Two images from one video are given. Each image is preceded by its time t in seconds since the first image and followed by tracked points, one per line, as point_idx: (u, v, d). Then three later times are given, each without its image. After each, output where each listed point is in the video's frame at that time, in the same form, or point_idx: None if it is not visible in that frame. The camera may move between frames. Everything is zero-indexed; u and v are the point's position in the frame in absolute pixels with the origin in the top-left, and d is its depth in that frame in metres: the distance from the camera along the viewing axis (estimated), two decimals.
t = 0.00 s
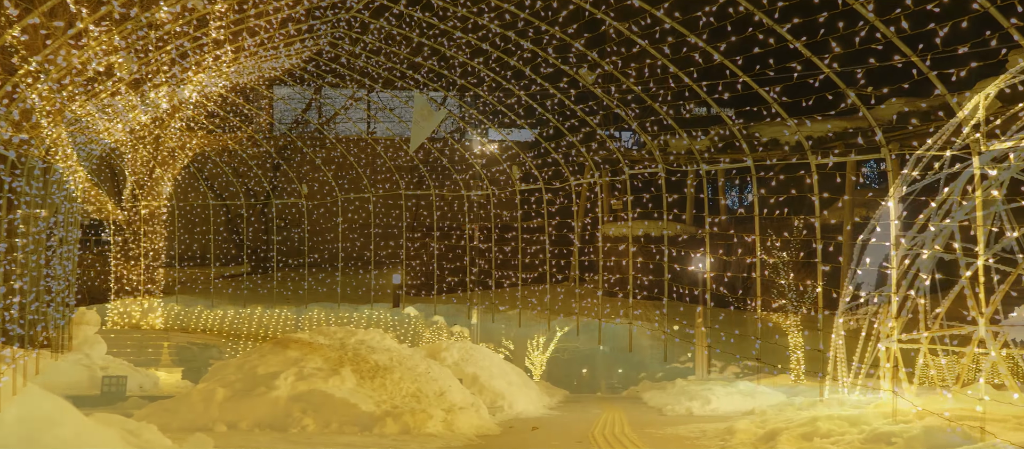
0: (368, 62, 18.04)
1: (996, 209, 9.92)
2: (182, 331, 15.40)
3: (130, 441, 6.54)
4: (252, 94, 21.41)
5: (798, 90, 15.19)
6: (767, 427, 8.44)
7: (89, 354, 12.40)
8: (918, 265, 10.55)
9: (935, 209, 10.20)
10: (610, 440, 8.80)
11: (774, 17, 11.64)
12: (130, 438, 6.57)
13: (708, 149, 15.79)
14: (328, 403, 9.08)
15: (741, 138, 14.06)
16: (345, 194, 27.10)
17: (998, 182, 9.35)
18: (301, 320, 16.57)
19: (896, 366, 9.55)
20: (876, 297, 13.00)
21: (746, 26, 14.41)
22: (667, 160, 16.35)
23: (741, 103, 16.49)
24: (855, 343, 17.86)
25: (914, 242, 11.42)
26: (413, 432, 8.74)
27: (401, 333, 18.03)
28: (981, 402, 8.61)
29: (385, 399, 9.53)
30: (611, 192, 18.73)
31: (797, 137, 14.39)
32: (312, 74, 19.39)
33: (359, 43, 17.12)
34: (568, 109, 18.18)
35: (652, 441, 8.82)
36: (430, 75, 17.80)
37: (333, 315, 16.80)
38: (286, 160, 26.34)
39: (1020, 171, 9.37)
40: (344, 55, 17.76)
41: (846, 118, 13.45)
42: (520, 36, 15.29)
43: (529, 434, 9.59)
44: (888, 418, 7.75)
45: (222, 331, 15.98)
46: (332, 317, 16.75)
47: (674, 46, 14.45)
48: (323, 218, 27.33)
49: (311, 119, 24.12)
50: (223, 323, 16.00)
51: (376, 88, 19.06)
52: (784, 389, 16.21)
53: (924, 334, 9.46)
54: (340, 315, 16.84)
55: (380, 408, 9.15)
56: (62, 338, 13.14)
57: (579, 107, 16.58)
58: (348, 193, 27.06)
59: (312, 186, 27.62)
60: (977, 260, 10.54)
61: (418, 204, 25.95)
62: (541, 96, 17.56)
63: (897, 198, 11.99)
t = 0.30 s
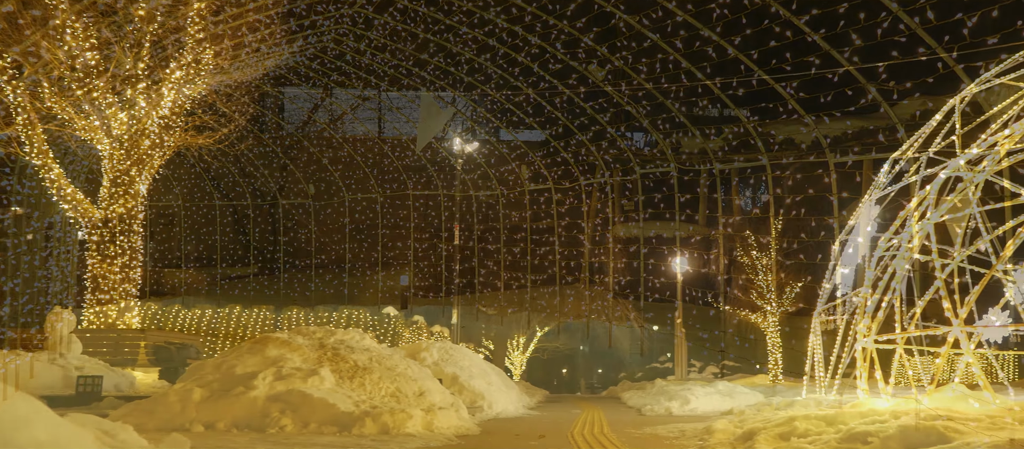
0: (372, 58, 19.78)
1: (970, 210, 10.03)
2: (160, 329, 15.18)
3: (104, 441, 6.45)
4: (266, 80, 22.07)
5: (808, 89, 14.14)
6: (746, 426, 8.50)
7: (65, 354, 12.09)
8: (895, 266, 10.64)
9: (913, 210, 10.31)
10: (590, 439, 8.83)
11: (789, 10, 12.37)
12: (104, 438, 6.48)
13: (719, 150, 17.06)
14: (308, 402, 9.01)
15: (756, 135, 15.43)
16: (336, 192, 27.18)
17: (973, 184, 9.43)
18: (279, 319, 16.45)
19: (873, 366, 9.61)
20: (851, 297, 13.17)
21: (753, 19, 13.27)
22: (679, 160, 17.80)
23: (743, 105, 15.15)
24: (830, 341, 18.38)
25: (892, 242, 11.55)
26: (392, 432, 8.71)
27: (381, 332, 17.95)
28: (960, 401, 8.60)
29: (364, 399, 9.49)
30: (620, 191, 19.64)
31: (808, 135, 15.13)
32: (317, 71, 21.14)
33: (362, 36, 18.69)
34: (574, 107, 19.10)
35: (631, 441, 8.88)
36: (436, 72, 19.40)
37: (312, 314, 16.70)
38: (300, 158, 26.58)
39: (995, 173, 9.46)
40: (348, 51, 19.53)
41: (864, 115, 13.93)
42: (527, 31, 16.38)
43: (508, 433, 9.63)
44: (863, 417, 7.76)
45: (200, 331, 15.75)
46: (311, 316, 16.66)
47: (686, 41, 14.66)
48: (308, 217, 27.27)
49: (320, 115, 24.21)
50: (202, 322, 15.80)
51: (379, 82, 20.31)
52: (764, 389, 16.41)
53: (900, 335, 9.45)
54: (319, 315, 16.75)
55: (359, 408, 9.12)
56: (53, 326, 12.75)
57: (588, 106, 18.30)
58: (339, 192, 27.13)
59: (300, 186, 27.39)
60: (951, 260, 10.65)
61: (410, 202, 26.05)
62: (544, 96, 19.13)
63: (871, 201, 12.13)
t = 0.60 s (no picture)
0: (380, 55, 21.87)
1: (946, 212, 10.12)
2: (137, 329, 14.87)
3: (78, 441, 6.34)
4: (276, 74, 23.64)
5: (824, 85, 17.76)
6: (724, 426, 8.56)
7: (39, 354, 11.88)
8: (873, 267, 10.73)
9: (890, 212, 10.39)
10: (569, 439, 8.86)
11: (806, 3, 15.61)
12: (79, 438, 6.39)
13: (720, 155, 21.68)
14: (284, 404, 8.93)
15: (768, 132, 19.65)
16: (321, 190, 27.24)
17: (949, 186, 9.51)
18: (257, 318, 16.32)
19: (848, 366, 9.70)
20: (828, 298, 13.31)
21: (767, 13, 16.52)
22: (692, 160, 22.22)
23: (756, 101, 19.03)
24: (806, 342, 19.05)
25: (869, 243, 11.66)
26: (371, 432, 8.69)
27: (360, 332, 17.89)
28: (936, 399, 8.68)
29: (343, 399, 9.46)
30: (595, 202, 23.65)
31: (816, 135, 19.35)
32: (321, 69, 23.10)
33: (368, 31, 20.79)
34: (583, 106, 21.80)
35: (611, 440, 8.92)
36: (441, 69, 21.67)
37: (291, 313, 16.60)
38: (294, 156, 26.86)
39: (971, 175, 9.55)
40: (353, 46, 21.64)
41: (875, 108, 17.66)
42: (534, 27, 19.14)
43: (487, 433, 9.65)
44: (833, 415, 7.88)
45: (178, 332, 15.47)
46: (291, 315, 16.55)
47: (698, 35, 17.75)
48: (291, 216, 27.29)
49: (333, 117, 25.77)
50: (179, 322, 15.52)
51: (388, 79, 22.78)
52: (742, 388, 16.61)
53: (876, 335, 9.54)
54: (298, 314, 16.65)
55: (338, 408, 9.08)
56: (27, 325, 12.32)
57: (598, 101, 21.25)
58: (324, 190, 27.19)
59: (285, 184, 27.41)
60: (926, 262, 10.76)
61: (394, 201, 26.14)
62: (555, 96, 21.84)
63: (849, 202, 12.23)
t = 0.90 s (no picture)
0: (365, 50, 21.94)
1: (921, 214, 10.25)
2: (113, 328, 14.57)
3: (52, 442, 6.26)
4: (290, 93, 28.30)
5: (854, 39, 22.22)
6: (703, 426, 8.62)
7: (11, 354, 11.70)
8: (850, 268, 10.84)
9: (867, 213, 10.51)
10: (549, 439, 8.87)
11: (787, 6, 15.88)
12: (53, 439, 6.31)
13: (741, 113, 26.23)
14: (263, 404, 8.85)
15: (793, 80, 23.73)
16: (302, 190, 27.14)
17: (924, 188, 9.62)
18: (235, 317, 16.18)
19: (825, 366, 9.79)
20: (806, 298, 13.44)
21: None
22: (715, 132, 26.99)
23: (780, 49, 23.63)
24: (784, 343, 19.45)
25: (846, 245, 11.79)
26: (350, 432, 8.66)
27: (339, 331, 17.81)
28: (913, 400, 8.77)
29: (322, 399, 9.42)
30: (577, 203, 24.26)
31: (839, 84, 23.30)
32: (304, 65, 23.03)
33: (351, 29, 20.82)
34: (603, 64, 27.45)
35: (590, 440, 8.95)
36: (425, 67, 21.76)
37: (269, 312, 16.49)
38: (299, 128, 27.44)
39: (946, 177, 9.66)
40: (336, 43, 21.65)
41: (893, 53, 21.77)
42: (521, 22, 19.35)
43: (467, 432, 9.65)
44: (811, 414, 7.96)
45: (155, 331, 15.21)
46: (269, 314, 16.44)
47: None
48: (271, 215, 27.16)
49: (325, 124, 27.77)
50: (156, 321, 15.24)
51: None
52: (721, 388, 16.76)
53: (852, 335, 9.64)
54: (276, 313, 16.55)
55: (316, 408, 9.04)
56: (0, 325, 12.09)
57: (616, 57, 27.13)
58: (304, 190, 27.10)
59: (265, 182, 27.27)
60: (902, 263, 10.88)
61: (376, 201, 26.12)
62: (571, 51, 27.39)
63: (827, 204, 12.37)
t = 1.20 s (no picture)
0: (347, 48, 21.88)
1: (897, 216, 10.36)
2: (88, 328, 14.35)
3: (25, 442, 6.17)
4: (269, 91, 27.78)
5: None
6: (682, 426, 8.67)
7: None
8: (827, 268, 10.93)
9: (844, 215, 10.61)
10: (527, 439, 8.88)
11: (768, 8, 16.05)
12: (26, 439, 6.21)
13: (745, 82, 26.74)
14: (240, 404, 8.78)
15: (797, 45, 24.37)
16: (281, 188, 26.99)
17: (900, 190, 9.74)
18: (213, 317, 16.04)
19: (802, 366, 9.88)
20: (784, 299, 13.53)
21: None
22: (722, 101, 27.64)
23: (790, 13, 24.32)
24: (762, 343, 19.62)
25: (823, 246, 11.89)
26: (329, 433, 8.62)
27: (318, 331, 17.70)
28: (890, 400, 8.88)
29: (301, 399, 9.37)
30: (557, 204, 24.33)
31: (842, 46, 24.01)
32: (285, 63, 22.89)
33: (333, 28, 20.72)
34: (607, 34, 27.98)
35: (569, 440, 8.96)
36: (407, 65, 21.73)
37: (247, 312, 16.35)
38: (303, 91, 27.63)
39: (922, 179, 9.77)
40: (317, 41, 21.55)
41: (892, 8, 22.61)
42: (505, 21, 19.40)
43: (446, 432, 9.65)
44: (790, 414, 8.02)
45: (131, 331, 15.01)
46: (247, 313, 16.28)
47: None
48: (250, 214, 26.98)
49: (304, 123, 27.53)
50: (132, 320, 15.05)
51: None
52: (700, 388, 16.88)
53: (828, 336, 9.74)
54: (255, 313, 16.40)
55: (295, 408, 8.99)
56: None
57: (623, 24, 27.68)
58: (284, 188, 26.96)
59: (244, 181, 27.05)
60: (878, 264, 10.98)
61: (356, 201, 26.03)
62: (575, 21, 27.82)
63: (805, 205, 12.47)
